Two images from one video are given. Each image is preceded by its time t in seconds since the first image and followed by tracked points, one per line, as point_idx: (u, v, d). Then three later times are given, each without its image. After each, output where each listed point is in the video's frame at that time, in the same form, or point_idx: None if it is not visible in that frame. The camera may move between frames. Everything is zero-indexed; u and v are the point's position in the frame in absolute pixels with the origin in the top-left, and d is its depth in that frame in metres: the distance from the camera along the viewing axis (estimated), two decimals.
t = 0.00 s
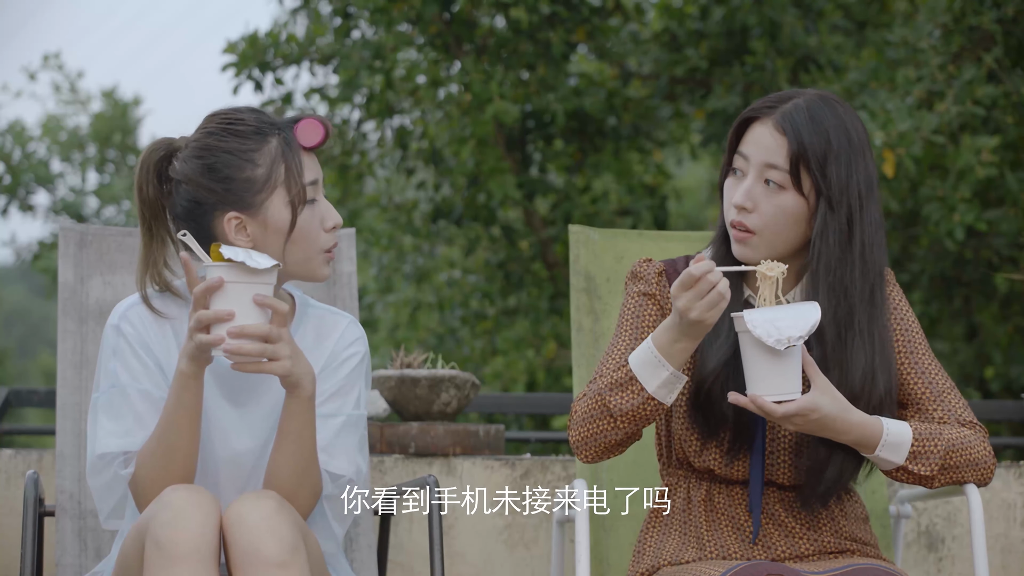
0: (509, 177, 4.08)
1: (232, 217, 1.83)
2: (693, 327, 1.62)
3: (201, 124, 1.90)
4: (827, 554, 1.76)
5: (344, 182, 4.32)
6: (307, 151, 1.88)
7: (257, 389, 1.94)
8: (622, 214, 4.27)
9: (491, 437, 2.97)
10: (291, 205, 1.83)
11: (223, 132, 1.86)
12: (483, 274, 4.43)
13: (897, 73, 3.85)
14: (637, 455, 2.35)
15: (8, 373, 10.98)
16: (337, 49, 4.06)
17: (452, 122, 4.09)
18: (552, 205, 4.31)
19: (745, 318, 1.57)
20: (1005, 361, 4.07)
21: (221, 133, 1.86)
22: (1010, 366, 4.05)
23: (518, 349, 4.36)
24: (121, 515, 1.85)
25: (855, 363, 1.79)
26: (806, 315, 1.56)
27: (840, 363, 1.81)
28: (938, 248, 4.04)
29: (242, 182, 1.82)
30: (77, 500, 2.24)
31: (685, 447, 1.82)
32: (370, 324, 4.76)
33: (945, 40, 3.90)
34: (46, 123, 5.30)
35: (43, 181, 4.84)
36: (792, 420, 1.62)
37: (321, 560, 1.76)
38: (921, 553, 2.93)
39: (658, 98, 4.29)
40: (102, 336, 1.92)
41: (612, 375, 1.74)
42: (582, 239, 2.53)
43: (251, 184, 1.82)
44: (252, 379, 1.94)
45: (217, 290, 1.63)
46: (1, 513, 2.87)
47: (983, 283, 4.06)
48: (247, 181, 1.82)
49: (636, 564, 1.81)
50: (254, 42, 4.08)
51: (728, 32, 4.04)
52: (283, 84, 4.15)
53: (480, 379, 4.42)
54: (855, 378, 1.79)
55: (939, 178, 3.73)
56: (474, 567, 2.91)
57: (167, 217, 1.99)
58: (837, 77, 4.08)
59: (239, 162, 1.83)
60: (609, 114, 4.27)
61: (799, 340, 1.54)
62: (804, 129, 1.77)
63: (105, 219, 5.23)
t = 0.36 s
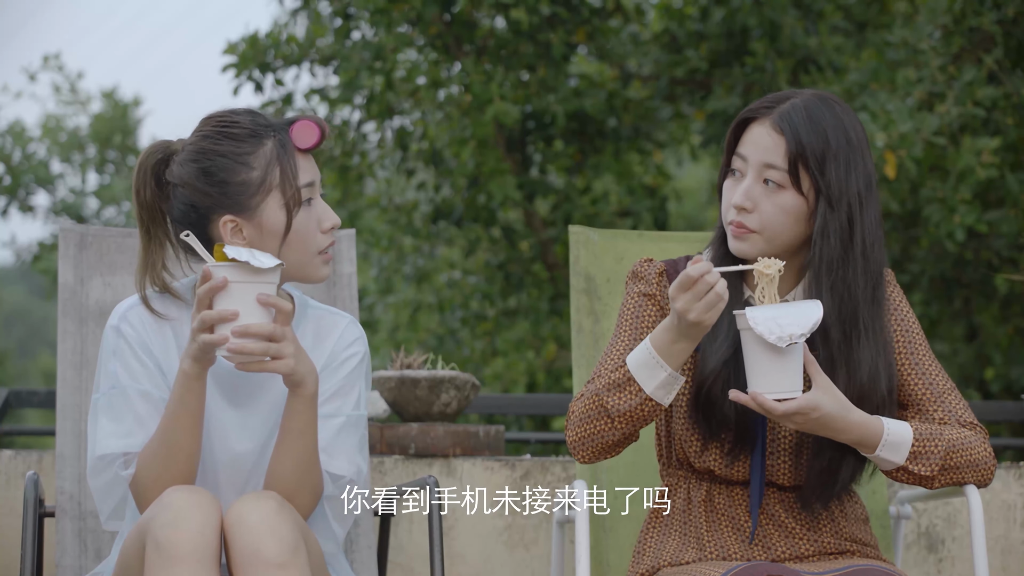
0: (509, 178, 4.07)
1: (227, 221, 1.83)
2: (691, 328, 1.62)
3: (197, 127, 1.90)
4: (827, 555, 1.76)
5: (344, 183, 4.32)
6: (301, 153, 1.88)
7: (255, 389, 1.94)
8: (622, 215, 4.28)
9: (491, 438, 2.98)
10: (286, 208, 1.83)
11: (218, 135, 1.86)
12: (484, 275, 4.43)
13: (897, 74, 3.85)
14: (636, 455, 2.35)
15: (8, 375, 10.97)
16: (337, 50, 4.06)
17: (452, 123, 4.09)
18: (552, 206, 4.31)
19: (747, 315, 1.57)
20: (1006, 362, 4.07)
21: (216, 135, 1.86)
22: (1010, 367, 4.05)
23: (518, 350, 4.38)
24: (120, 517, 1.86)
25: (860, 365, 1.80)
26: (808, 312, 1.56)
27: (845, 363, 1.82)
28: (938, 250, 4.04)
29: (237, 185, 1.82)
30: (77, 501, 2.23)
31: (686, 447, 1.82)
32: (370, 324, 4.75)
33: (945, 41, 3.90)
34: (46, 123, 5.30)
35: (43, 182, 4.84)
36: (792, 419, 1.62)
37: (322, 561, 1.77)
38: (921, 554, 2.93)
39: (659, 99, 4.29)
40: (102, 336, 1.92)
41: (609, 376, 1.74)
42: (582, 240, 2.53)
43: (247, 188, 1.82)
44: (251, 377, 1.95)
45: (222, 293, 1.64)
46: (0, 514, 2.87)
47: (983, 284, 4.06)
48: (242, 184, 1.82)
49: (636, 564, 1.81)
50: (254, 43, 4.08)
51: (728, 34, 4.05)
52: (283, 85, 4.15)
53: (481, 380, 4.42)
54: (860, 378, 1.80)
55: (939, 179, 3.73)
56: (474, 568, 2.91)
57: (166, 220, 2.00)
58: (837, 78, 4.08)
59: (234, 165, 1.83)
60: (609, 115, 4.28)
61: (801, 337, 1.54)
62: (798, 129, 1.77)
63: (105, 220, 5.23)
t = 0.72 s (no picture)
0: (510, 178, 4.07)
1: (226, 221, 1.83)
2: (684, 314, 1.63)
3: (198, 127, 1.90)
4: (826, 554, 1.76)
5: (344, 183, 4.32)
6: (302, 154, 1.88)
7: (259, 389, 1.94)
8: (622, 215, 4.29)
9: (491, 438, 2.98)
10: (285, 208, 1.83)
11: (218, 136, 1.86)
12: (484, 275, 4.43)
13: (897, 74, 3.85)
14: (636, 456, 2.35)
15: (8, 376, 10.96)
16: (337, 50, 4.06)
17: (452, 124, 4.09)
18: (552, 206, 4.31)
19: (740, 324, 1.57)
20: (1006, 363, 4.07)
21: (216, 136, 1.86)
22: (1010, 367, 4.05)
23: (518, 350, 4.38)
24: (121, 517, 1.86)
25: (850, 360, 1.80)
26: (800, 320, 1.56)
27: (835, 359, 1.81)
28: (939, 250, 4.04)
29: (237, 185, 1.82)
30: (77, 501, 2.23)
31: (683, 448, 1.82)
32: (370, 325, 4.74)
33: (945, 41, 3.90)
34: (46, 124, 5.30)
35: (43, 182, 4.84)
36: (789, 426, 1.62)
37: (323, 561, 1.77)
38: (921, 554, 2.93)
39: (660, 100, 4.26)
40: (103, 337, 1.92)
41: (605, 366, 1.74)
42: (581, 240, 2.53)
43: (246, 188, 1.82)
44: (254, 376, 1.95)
45: (229, 296, 1.63)
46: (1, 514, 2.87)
47: (984, 285, 4.06)
48: (242, 184, 1.82)
49: (635, 565, 1.80)
50: (254, 43, 4.08)
51: (728, 34, 4.06)
52: (283, 85, 4.15)
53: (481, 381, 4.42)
54: (850, 374, 1.80)
55: (940, 179, 3.73)
56: (474, 568, 2.91)
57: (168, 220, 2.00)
58: (837, 78, 4.08)
59: (234, 166, 1.83)
60: (609, 115, 4.27)
61: (794, 345, 1.54)
62: (786, 126, 1.77)
63: (105, 220, 5.22)
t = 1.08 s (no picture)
0: (510, 179, 4.08)
1: (221, 223, 1.84)
2: (684, 334, 1.62)
3: (198, 126, 1.90)
4: (827, 555, 1.76)
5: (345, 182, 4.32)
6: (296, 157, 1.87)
7: (258, 393, 1.94)
8: (622, 216, 4.28)
9: (491, 439, 2.98)
10: (279, 213, 1.83)
11: (217, 136, 1.87)
12: (484, 276, 4.43)
13: (897, 75, 3.85)
14: (636, 456, 2.35)
15: (8, 376, 10.94)
16: (338, 50, 4.07)
17: (452, 124, 4.09)
18: (552, 206, 4.31)
19: (737, 326, 1.58)
20: (1006, 363, 4.07)
21: (215, 137, 1.87)
22: (1011, 367, 4.05)
23: (518, 351, 4.34)
24: (122, 517, 1.86)
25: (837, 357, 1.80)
26: (799, 322, 1.56)
27: (822, 356, 1.82)
28: (939, 250, 4.04)
29: (233, 188, 1.83)
30: (77, 501, 2.23)
31: (682, 450, 1.82)
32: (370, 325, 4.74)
33: (945, 42, 3.91)
34: (46, 124, 5.30)
35: (43, 182, 4.84)
36: (788, 428, 1.62)
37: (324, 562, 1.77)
38: (921, 554, 2.93)
39: (659, 99, 4.30)
40: (103, 337, 1.92)
41: (604, 384, 1.74)
42: (581, 241, 2.54)
43: (242, 191, 1.83)
44: (257, 376, 1.94)
45: (227, 292, 1.64)
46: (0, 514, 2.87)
47: (983, 285, 4.06)
48: (238, 187, 1.83)
49: (636, 566, 1.80)
50: (255, 43, 4.08)
51: (727, 34, 4.07)
52: (283, 85, 4.15)
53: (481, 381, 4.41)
54: (836, 371, 1.80)
55: (941, 180, 3.73)
56: (474, 569, 2.91)
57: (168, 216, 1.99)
58: (837, 78, 4.08)
59: (230, 168, 1.84)
60: (609, 115, 4.27)
61: (791, 348, 1.54)
62: (775, 124, 1.78)
63: (105, 220, 5.22)
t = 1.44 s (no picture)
0: (510, 178, 4.08)
1: (214, 223, 1.84)
2: (676, 314, 1.62)
3: (192, 126, 1.90)
4: (827, 555, 1.76)
5: (345, 182, 4.32)
6: (292, 157, 1.87)
7: (256, 391, 1.94)
8: (622, 216, 4.28)
9: (491, 439, 2.98)
10: (272, 213, 1.83)
11: (210, 137, 1.86)
12: (484, 276, 4.43)
13: (897, 74, 3.85)
14: (635, 456, 2.35)
15: (8, 376, 10.94)
16: (337, 50, 4.07)
17: (452, 124, 4.09)
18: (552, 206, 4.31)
19: (737, 327, 1.58)
20: (1006, 363, 4.07)
21: (208, 137, 1.86)
22: (1011, 367, 4.05)
23: (518, 351, 4.35)
24: (122, 518, 1.86)
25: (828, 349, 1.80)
26: (798, 324, 1.56)
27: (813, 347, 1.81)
28: (939, 250, 4.04)
29: (225, 188, 1.83)
30: (77, 501, 2.23)
31: (682, 451, 1.82)
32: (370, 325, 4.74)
33: (945, 41, 3.91)
34: (46, 124, 5.30)
35: (43, 182, 4.84)
36: (787, 429, 1.62)
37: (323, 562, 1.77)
38: (921, 555, 2.93)
39: (659, 99, 4.30)
40: (100, 340, 1.93)
41: (600, 372, 1.74)
42: (581, 241, 2.54)
43: (234, 191, 1.83)
44: (253, 375, 1.95)
45: (221, 292, 1.63)
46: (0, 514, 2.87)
47: (983, 285, 4.06)
48: (230, 187, 1.83)
49: (635, 567, 1.80)
50: (255, 43, 4.08)
51: (727, 34, 4.08)
52: (283, 85, 4.15)
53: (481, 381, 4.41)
54: (828, 364, 1.80)
55: (940, 179, 3.73)
56: (474, 569, 2.91)
57: (161, 216, 1.99)
58: (837, 78, 4.08)
59: (223, 168, 1.83)
60: (609, 115, 4.27)
61: (790, 350, 1.54)
62: (768, 116, 1.79)
63: (105, 220, 5.22)
